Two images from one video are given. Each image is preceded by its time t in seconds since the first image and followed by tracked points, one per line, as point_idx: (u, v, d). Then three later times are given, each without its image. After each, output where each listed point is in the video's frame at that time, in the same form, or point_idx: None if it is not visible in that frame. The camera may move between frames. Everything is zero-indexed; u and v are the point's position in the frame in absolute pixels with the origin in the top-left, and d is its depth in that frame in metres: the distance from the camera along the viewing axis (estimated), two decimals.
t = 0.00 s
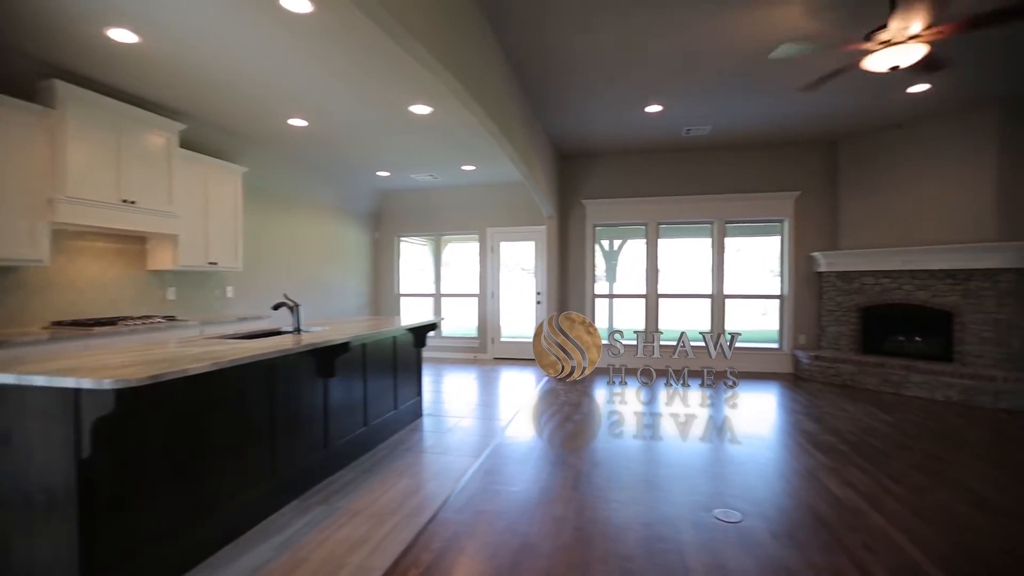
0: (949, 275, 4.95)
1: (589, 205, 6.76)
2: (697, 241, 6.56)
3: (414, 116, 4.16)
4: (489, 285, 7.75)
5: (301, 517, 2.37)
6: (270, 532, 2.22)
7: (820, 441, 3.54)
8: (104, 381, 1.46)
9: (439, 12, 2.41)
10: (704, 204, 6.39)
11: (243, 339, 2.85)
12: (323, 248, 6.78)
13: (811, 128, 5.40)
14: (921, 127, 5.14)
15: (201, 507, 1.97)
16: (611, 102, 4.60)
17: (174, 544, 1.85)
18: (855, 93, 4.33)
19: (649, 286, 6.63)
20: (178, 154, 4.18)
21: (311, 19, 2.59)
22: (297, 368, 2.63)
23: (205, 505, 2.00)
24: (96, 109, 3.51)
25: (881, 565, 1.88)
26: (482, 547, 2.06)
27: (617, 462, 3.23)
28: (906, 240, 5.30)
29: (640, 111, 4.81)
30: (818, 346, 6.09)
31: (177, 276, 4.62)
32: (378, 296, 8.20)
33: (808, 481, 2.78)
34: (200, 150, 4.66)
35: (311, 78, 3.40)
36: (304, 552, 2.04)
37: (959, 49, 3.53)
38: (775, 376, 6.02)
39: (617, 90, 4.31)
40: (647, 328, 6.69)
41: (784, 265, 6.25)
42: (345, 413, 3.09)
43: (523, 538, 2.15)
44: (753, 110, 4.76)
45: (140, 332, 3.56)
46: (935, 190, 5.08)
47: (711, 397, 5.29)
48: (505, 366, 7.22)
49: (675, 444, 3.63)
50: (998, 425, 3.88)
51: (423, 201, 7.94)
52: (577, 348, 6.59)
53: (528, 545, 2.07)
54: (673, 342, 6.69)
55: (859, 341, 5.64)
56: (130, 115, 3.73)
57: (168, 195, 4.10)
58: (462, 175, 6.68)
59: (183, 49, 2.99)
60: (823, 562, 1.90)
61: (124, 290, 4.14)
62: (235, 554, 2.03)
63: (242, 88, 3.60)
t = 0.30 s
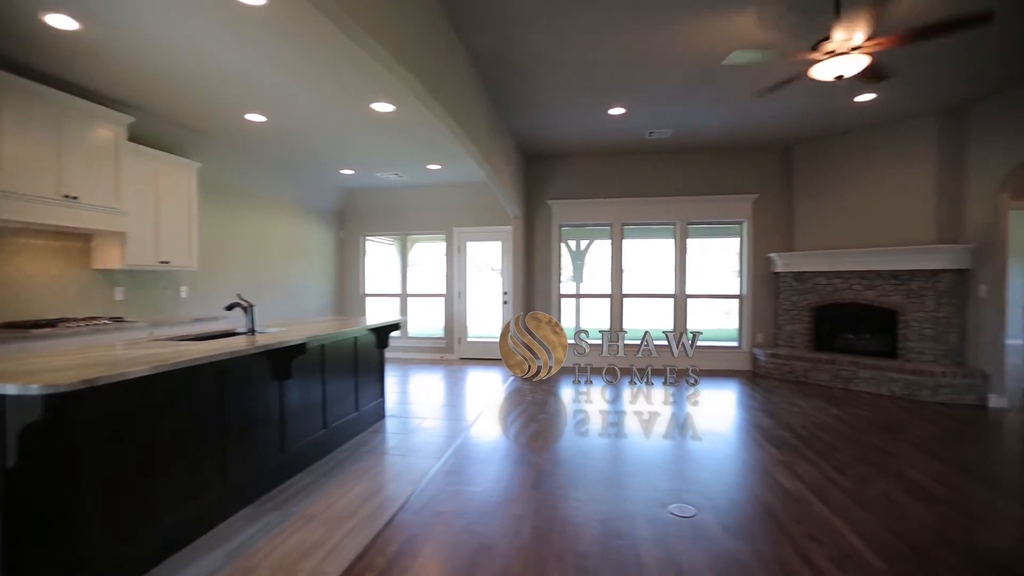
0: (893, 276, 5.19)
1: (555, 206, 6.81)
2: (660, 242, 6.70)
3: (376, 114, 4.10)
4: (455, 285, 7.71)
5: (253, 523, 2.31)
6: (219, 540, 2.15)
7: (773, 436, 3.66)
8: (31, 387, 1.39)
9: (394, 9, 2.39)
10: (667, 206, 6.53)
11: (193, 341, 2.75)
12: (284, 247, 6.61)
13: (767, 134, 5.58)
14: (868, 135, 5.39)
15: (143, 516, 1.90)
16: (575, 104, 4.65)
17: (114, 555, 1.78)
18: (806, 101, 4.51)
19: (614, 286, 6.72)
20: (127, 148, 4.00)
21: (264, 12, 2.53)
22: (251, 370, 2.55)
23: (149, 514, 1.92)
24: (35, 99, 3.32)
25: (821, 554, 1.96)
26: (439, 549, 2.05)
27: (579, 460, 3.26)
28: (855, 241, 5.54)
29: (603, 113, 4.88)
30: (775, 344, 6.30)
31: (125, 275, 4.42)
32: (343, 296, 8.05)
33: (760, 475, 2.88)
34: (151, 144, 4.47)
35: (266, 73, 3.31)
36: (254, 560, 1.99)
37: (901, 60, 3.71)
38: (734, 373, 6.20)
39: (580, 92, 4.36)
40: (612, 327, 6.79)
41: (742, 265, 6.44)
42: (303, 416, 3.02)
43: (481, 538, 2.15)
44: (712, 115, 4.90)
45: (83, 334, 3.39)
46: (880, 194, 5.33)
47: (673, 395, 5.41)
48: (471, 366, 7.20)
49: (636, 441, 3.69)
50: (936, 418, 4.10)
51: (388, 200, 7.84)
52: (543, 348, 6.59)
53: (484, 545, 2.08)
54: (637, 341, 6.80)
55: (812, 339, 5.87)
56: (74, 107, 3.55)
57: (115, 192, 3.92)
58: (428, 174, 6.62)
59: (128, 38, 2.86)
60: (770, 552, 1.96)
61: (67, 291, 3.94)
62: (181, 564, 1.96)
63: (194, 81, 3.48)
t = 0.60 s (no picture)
0: (842, 276, 5.42)
1: (520, 206, 6.83)
2: (624, 242, 6.80)
3: (336, 110, 4.03)
4: (421, 285, 7.64)
5: (203, 531, 2.23)
6: (164, 550, 2.07)
7: (729, 432, 3.77)
8: None
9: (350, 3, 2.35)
10: (631, 207, 6.63)
11: (137, 343, 2.63)
12: (242, 246, 6.41)
13: (726, 138, 5.74)
14: (820, 140, 5.62)
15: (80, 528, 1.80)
16: (539, 104, 4.69)
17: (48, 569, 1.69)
18: (761, 107, 4.67)
19: (579, 286, 6.79)
20: (69, 141, 3.80)
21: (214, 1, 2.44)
22: (200, 373, 2.46)
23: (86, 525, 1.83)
24: None
25: (768, 543, 2.03)
26: (394, 552, 2.02)
27: (540, 459, 3.26)
28: (807, 243, 5.75)
29: (567, 114, 4.93)
30: (734, 342, 6.48)
31: (68, 274, 4.20)
32: (305, 296, 7.85)
33: (716, 470, 2.95)
34: (96, 137, 4.26)
35: (219, 65, 3.21)
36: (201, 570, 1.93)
37: (847, 69, 3.88)
38: (695, 371, 6.35)
39: (544, 93, 4.40)
40: (577, 327, 6.85)
41: (703, 266, 6.61)
42: (257, 420, 2.93)
43: (438, 539, 2.13)
44: (673, 118, 5.01)
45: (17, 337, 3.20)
46: (830, 198, 5.55)
47: (636, 393, 5.50)
48: (437, 367, 7.14)
49: (599, 439, 3.73)
50: (881, 412, 4.31)
51: (353, 198, 7.71)
52: (508, 348, 6.55)
53: (440, 546, 2.07)
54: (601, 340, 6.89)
55: (768, 337, 6.07)
56: (10, 96, 3.34)
57: (55, 186, 3.72)
58: (392, 173, 6.54)
59: (67, 24, 2.72)
60: (720, 545, 2.02)
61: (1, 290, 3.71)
62: None
63: (142, 72, 3.34)
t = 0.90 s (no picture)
0: (796, 276, 5.62)
1: (486, 206, 6.82)
2: (588, 242, 6.88)
3: (294, 106, 3.93)
4: (385, 284, 7.53)
5: (146, 542, 2.14)
6: (103, 562, 1.98)
7: (687, 429, 3.86)
8: None
9: None
10: (595, 208, 6.72)
11: (77, 346, 2.51)
12: (197, 244, 6.17)
13: (686, 141, 5.88)
14: (774, 145, 5.82)
15: (7, 542, 1.70)
16: (503, 105, 4.69)
17: None
18: (718, 112, 4.80)
19: (545, 286, 6.83)
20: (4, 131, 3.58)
21: None
22: (144, 377, 2.36)
23: (14, 539, 1.73)
24: None
25: (717, 535, 2.09)
26: (347, 557, 1.99)
27: (502, 459, 3.27)
28: (763, 244, 5.94)
29: (531, 115, 4.95)
30: (694, 341, 6.65)
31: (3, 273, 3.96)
32: (265, 296, 7.63)
33: (673, 466, 3.02)
34: (35, 128, 4.03)
35: (168, 56, 3.08)
36: None
37: (798, 77, 4.04)
38: (656, 370, 6.48)
39: (507, 93, 4.40)
40: (542, 327, 6.89)
41: (664, 266, 6.75)
42: (208, 424, 2.83)
43: (393, 542, 2.11)
44: (634, 121, 5.09)
45: None
46: (784, 201, 5.76)
47: (600, 392, 5.57)
48: (402, 367, 7.06)
49: (561, 438, 3.76)
50: (829, 407, 4.49)
51: (315, 196, 7.54)
52: (474, 348, 6.59)
53: (395, 549, 2.04)
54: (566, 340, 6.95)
55: (726, 336, 6.25)
56: None
57: None
58: (356, 171, 6.42)
59: None
60: (672, 539, 2.06)
61: None
62: None
63: (83, 60, 3.17)
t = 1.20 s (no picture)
0: (751, 277, 5.81)
1: (451, 205, 6.78)
2: (552, 242, 6.92)
3: (250, 100, 3.82)
4: (349, 284, 7.40)
5: (84, 554, 2.04)
6: None
7: (646, 426, 3.94)
8: None
9: None
10: (560, 209, 6.77)
11: (8, 349, 2.37)
12: (148, 242, 5.92)
13: (648, 143, 5.99)
14: (732, 149, 6.00)
15: None
16: (466, 103, 4.67)
17: None
18: (678, 116, 4.92)
19: (510, 286, 6.84)
20: None
21: None
22: (83, 382, 2.24)
23: None
24: None
25: (669, 529, 2.15)
26: (298, 563, 1.95)
27: (464, 459, 3.26)
28: (721, 245, 6.11)
29: (495, 115, 4.95)
30: (657, 340, 6.78)
31: None
32: (222, 296, 7.38)
33: (631, 463, 3.07)
34: None
35: (111, 46, 2.94)
36: None
37: (752, 84, 4.17)
38: (620, 368, 6.59)
39: (470, 92, 4.39)
40: (508, 326, 6.90)
41: (627, 266, 6.86)
42: (155, 430, 2.72)
43: (347, 547, 2.08)
44: (597, 123, 5.16)
45: None
46: (740, 203, 5.94)
47: (565, 391, 5.62)
48: (366, 369, 6.94)
49: (524, 437, 3.77)
50: (782, 402, 4.67)
51: (275, 193, 7.34)
52: (439, 348, 6.51)
53: (349, 554, 2.01)
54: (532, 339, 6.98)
55: (687, 335, 6.40)
56: None
57: None
58: (317, 168, 6.28)
59: None
60: (626, 535, 2.10)
61: None
62: None
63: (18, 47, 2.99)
